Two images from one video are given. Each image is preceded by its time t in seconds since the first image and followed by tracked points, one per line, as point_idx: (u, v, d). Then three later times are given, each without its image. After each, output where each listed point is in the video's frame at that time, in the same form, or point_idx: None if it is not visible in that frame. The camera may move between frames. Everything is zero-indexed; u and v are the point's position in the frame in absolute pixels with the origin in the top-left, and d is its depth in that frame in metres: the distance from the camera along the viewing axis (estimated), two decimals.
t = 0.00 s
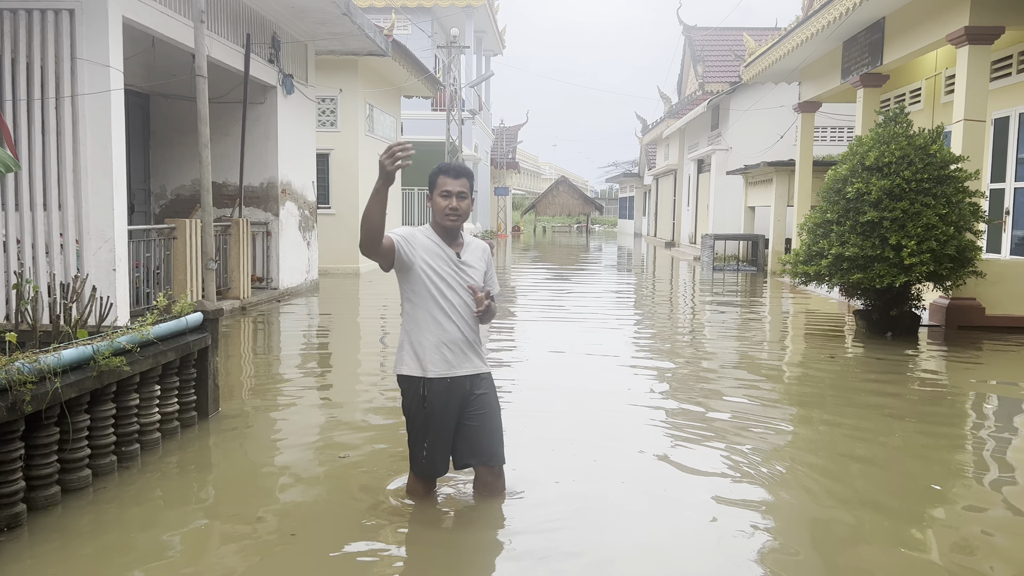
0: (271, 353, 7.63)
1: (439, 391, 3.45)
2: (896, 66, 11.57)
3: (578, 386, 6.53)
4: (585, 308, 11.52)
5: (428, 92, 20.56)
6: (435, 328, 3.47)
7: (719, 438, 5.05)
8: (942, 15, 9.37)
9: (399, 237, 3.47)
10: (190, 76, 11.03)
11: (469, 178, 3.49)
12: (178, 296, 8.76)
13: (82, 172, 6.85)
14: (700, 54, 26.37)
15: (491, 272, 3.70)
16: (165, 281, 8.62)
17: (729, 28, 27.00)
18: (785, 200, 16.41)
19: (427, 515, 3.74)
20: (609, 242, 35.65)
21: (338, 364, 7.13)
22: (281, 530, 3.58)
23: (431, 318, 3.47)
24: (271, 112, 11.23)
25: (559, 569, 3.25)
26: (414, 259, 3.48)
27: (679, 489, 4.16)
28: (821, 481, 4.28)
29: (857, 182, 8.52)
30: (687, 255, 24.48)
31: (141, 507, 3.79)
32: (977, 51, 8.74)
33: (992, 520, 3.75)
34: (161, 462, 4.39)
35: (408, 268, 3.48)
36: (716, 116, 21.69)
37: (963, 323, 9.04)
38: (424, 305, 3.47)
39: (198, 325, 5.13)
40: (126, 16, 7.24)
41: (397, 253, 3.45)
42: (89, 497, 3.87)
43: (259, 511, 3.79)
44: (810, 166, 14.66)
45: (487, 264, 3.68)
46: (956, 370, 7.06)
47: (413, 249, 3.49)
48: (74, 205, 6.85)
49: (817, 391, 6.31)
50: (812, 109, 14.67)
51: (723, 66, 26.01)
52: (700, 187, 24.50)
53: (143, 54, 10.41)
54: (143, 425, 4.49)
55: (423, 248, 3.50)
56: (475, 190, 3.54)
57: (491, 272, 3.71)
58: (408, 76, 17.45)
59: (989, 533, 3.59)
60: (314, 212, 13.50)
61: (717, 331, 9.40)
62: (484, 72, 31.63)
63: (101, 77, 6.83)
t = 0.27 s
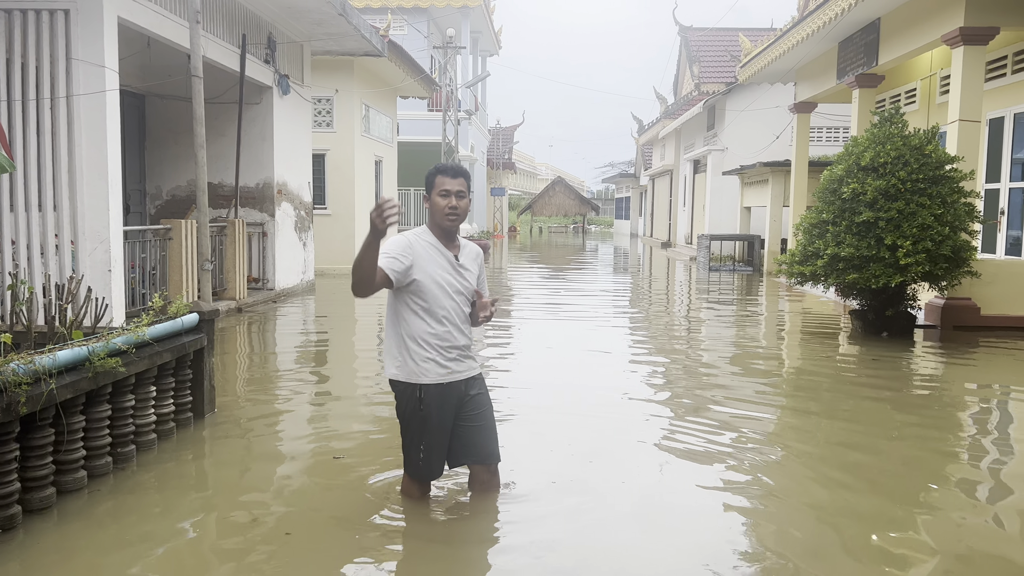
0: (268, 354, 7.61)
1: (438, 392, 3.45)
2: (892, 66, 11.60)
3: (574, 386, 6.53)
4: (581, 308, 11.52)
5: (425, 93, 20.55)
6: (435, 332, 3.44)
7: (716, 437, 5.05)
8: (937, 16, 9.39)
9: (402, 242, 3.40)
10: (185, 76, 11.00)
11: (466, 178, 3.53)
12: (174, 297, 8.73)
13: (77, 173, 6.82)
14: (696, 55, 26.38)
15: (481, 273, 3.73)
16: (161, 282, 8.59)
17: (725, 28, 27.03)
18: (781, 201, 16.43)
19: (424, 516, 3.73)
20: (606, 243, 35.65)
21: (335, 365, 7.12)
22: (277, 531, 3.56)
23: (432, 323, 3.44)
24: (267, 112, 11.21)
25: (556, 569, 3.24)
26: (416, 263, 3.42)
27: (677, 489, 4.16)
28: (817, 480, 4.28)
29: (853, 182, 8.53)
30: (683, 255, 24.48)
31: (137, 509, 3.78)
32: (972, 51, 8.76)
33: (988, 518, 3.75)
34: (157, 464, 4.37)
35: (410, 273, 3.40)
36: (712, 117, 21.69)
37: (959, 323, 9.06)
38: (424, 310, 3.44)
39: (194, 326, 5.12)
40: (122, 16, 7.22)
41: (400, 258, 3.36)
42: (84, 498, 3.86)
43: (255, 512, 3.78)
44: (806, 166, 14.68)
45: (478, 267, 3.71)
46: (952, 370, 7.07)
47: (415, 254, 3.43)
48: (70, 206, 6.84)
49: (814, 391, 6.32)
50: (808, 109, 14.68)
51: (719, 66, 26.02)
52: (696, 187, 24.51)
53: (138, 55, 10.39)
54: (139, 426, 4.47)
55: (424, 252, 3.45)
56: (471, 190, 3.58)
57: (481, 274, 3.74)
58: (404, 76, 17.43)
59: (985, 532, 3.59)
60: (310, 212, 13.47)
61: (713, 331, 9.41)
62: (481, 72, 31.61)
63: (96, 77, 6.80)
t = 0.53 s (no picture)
0: (263, 355, 7.61)
1: (435, 393, 3.45)
2: (886, 67, 11.63)
3: (570, 386, 6.53)
4: (577, 308, 11.53)
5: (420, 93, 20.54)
6: (430, 334, 3.45)
7: (711, 437, 5.06)
8: (931, 17, 9.42)
9: (397, 248, 3.38)
10: (180, 77, 10.98)
11: (458, 179, 3.55)
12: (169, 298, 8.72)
13: (71, 174, 6.81)
14: (691, 55, 26.43)
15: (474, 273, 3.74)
16: (156, 283, 8.57)
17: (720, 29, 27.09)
18: (775, 201, 16.46)
19: (421, 517, 3.73)
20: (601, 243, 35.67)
21: (330, 366, 7.12)
22: (272, 533, 3.56)
23: (428, 327, 3.44)
24: (262, 113, 11.19)
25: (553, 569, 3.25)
26: (410, 270, 3.41)
27: (672, 489, 4.16)
28: (812, 480, 4.29)
29: (848, 183, 8.55)
30: (678, 255, 24.52)
31: (132, 510, 3.77)
32: (965, 52, 8.79)
33: (983, 518, 3.76)
34: (152, 465, 4.37)
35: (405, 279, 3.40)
36: (707, 118, 21.74)
37: (953, 323, 9.09)
38: (419, 314, 3.43)
39: (189, 327, 5.11)
40: (116, 17, 7.20)
41: (395, 265, 3.35)
42: (79, 500, 3.85)
43: (250, 513, 3.77)
44: (801, 167, 14.71)
45: (471, 268, 3.71)
46: (946, 370, 7.10)
47: (411, 260, 3.41)
48: (65, 207, 6.83)
49: (808, 391, 6.33)
50: (803, 110, 14.71)
51: (714, 67, 26.05)
52: (691, 188, 24.55)
53: (133, 55, 10.37)
54: (133, 427, 4.47)
55: (419, 256, 3.44)
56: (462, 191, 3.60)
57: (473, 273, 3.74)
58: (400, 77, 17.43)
59: (981, 531, 3.61)
60: (306, 213, 13.46)
61: (708, 332, 9.43)
62: (476, 73, 31.62)
63: (91, 78, 6.78)
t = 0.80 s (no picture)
0: (258, 356, 7.60)
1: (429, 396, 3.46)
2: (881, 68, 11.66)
3: (566, 386, 6.54)
4: (573, 309, 11.54)
5: (416, 94, 20.54)
6: (424, 338, 3.46)
7: (707, 438, 5.07)
8: (926, 18, 9.44)
9: (386, 255, 3.40)
10: (175, 77, 10.96)
11: (445, 179, 3.54)
12: (164, 299, 8.70)
13: (66, 175, 6.80)
14: (687, 56, 26.47)
15: (468, 272, 3.73)
16: (151, 284, 8.56)
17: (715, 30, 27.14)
18: (771, 202, 16.50)
19: (417, 518, 3.72)
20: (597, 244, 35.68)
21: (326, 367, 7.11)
22: (268, 534, 3.55)
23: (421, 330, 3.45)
24: (257, 114, 11.18)
25: (549, 570, 3.25)
26: (401, 275, 3.43)
27: (668, 490, 4.17)
28: (808, 480, 4.30)
29: (843, 184, 8.57)
30: (674, 256, 24.55)
31: (127, 512, 3.76)
32: (960, 53, 8.81)
33: (978, 518, 3.77)
34: (147, 466, 4.36)
35: (396, 285, 3.42)
36: (703, 118, 21.78)
37: (948, 323, 9.12)
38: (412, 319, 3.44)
39: (184, 328, 5.10)
40: (112, 18, 7.19)
41: (384, 273, 3.37)
42: (74, 501, 3.84)
43: (246, 515, 3.77)
44: (796, 168, 14.75)
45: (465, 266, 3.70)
46: (941, 370, 7.12)
47: (400, 267, 3.43)
48: (59, 208, 6.83)
49: (804, 391, 6.34)
50: (798, 111, 14.75)
51: (709, 68, 26.09)
52: (687, 188, 24.59)
53: (128, 56, 10.35)
54: (129, 429, 4.46)
55: (408, 260, 3.45)
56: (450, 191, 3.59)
57: (467, 272, 3.74)
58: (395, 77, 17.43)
59: (976, 531, 3.61)
60: (301, 214, 13.45)
61: (704, 332, 9.44)
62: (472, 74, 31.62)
63: (86, 79, 6.76)
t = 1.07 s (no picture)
0: (254, 357, 7.58)
1: (423, 397, 3.46)
2: (875, 69, 11.70)
3: (561, 386, 6.54)
4: (568, 310, 11.54)
5: (411, 95, 20.54)
6: (419, 338, 3.46)
7: (703, 438, 5.08)
8: (920, 19, 9.47)
9: (378, 257, 3.40)
10: (170, 78, 10.94)
11: (434, 179, 3.53)
12: (159, 299, 8.68)
13: (61, 176, 6.78)
14: (682, 57, 26.51)
15: (464, 271, 3.72)
16: (146, 285, 8.54)
17: (710, 32, 27.20)
18: (766, 203, 16.53)
19: (413, 518, 3.73)
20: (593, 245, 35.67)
21: (322, 368, 7.10)
22: (264, 535, 3.55)
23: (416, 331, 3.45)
24: (253, 114, 11.16)
25: (545, 571, 3.25)
26: (393, 277, 3.42)
27: (664, 490, 4.17)
28: (803, 480, 4.31)
29: (838, 184, 8.60)
30: (670, 257, 24.56)
31: (122, 513, 3.75)
32: (954, 54, 8.84)
33: (973, 518, 3.78)
34: (143, 468, 4.35)
35: (389, 287, 3.42)
36: (698, 119, 21.81)
37: (943, 323, 9.15)
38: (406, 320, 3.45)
39: (179, 329, 5.09)
40: (106, 18, 7.17)
41: (377, 275, 3.37)
42: (69, 503, 3.83)
43: (241, 516, 3.76)
44: (791, 168, 14.77)
45: (460, 266, 3.68)
46: (936, 370, 7.14)
47: (393, 269, 3.42)
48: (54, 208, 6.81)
49: (799, 391, 6.36)
50: (793, 112, 14.77)
51: (705, 69, 26.14)
52: (682, 190, 24.62)
53: (123, 56, 10.33)
54: (124, 430, 4.44)
55: (400, 260, 3.45)
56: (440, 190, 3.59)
57: (463, 270, 3.73)
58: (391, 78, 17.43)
59: (970, 531, 3.62)
60: (297, 215, 13.43)
61: (699, 333, 9.45)
62: (467, 74, 31.61)
63: (80, 79, 6.74)
